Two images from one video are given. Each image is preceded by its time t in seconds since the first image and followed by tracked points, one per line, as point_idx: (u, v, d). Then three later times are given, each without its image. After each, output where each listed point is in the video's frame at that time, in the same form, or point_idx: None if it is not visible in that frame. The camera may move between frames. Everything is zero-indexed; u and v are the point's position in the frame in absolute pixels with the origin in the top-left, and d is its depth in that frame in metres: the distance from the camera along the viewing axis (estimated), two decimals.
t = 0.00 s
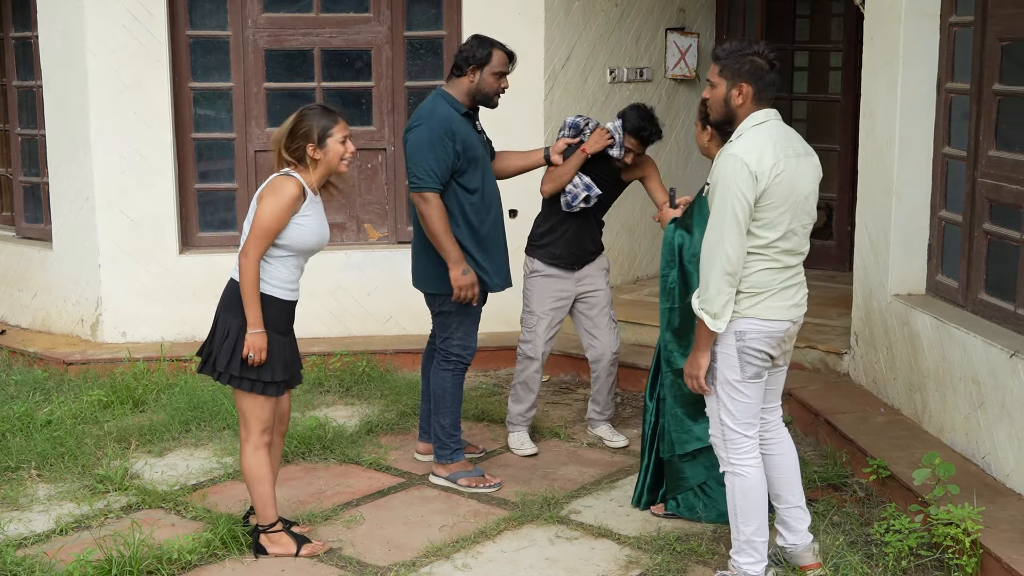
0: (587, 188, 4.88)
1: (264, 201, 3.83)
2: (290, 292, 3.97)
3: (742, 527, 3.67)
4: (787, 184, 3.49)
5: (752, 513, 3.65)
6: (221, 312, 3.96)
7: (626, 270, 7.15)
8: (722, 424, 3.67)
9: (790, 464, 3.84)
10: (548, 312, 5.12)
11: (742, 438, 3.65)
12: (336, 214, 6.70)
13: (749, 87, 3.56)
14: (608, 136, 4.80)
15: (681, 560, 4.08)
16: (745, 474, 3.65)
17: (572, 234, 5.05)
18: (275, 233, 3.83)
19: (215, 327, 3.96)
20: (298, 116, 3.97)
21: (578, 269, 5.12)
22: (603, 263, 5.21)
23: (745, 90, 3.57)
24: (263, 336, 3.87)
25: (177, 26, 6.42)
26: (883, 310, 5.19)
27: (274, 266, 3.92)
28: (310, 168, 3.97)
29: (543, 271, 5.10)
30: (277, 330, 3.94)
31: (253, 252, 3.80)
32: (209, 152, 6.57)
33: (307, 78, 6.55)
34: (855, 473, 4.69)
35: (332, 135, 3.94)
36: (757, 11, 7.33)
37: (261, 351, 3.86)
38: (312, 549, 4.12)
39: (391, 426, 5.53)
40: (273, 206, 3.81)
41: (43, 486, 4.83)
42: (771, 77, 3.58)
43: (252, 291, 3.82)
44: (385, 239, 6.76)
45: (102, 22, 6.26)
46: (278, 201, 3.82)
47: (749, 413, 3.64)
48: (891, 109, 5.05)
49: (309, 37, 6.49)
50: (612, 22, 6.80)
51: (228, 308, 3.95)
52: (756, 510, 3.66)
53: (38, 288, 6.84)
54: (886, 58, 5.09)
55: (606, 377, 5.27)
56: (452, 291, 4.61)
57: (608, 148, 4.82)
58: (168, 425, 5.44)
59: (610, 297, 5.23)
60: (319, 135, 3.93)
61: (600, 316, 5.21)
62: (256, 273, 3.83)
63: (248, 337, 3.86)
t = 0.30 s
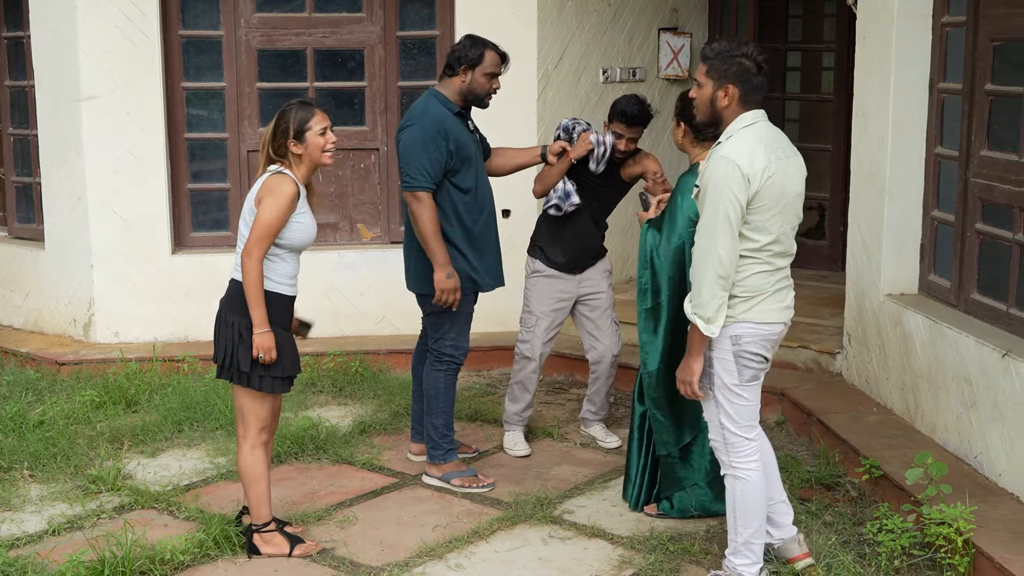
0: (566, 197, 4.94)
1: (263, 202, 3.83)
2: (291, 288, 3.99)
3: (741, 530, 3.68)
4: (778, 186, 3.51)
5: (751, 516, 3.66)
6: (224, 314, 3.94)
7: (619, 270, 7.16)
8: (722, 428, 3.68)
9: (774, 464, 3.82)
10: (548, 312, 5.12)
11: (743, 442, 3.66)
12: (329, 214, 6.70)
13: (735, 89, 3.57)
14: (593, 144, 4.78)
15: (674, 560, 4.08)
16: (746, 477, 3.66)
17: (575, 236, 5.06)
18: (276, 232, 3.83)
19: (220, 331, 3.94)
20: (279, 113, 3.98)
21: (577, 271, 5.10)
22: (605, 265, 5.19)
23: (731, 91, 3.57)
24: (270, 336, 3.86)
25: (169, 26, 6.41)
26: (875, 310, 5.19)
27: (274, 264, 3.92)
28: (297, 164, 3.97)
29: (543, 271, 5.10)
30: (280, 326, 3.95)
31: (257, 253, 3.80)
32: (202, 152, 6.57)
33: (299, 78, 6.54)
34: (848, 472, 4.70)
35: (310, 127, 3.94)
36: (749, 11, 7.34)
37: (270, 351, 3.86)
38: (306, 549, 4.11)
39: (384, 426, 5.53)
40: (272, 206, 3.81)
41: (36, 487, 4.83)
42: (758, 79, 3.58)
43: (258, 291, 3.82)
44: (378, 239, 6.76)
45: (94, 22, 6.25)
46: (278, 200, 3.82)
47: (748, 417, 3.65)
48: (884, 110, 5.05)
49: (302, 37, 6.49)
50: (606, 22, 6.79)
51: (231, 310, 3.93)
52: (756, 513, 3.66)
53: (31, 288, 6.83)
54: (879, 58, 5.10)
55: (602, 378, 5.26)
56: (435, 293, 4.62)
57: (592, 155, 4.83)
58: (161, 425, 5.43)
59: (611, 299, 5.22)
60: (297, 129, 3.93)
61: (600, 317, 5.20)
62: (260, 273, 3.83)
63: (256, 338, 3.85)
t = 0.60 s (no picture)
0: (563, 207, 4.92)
1: (243, 198, 3.84)
2: (271, 285, 3.97)
3: (735, 531, 3.68)
4: (772, 188, 3.52)
5: (746, 517, 3.66)
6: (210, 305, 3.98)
7: (613, 270, 7.16)
8: (717, 430, 3.68)
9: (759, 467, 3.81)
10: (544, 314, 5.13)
11: (737, 443, 3.66)
12: (324, 214, 6.69)
13: (724, 89, 3.57)
14: (587, 161, 4.77)
15: (667, 560, 4.08)
16: (741, 479, 3.66)
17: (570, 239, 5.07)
18: (255, 229, 3.84)
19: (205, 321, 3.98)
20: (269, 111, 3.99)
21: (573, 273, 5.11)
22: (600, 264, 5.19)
23: (720, 92, 3.57)
24: (239, 333, 3.86)
25: (164, 26, 6.40)
26: (869, 310, 5.19)
27: (255, 260, 3.92)
28: (282, 163, 3.96)
29: (539, 273, 5.11)
30: (256, 320, 3.93)
31: (233, 249, 3.81)
32: (196, 152, 6.56)
33: (294, 78, 6.54)
34: (842, 472, 4.70)
35: (294, 126, 3.93)
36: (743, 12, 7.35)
37: (236, 347, 3.85)
38: (300, 549, 4.11)
39: (378, 426, 5.53)
40: (252, 203, 3.82)
41: (29, 487, 4.82)
42: (747, 81, 3.58)
43: (231, 287, 3.83)
44: (372, 239, 6.75)
45: (88, 22, 6.24)
46: (258, 197, 3.83)
47: (742, 418, 3.66)
48: (878, 110, 5.06)
49: (296, 37, 6.48)
50: (600, 21, 6.80)
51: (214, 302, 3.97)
52: (750, 514, 3.66)
53: (25, 287, 6.82)
54: (873, 58, 5.10)
55: (597, 377, 5.27)
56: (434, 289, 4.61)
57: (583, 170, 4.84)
58: (155, 425, 5.43)
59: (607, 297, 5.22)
60: (282, 128, 3.93)
61: (595, 316, 5.20)
62: (235, 269, 3.83)
63: (224, 332, 3.85)
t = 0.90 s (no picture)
0: (546, 196, 4.92)
1: (232, 196, 3.85)
2: (259, 286, 3.96)
3: (735, 531, 3.68)
4: (770, 186, 3.52)
5: (745, 517, 3.66)
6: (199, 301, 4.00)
7: (613, 270, 7.15)
8: (717, 429, 3.68)
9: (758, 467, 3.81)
10: (535, 311, 5.13)
11: (737, 443, 3.66)
12: (324, 214, 6.69)
13: (716, 88, 3.58)
14: (573, 146, 4.80)
15: (667, 560, 4.08)
16: (740, 479, 3.66)
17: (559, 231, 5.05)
18: (241, 228, 3.84)
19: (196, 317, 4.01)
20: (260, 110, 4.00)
21: (562, 266, 5.08)
22: (593, 261, 5.18)
23: (711, 91, 3.58)
24: (213, 329, 3.87)
25: (163, 26, 6.40)
26: (869, 310, 5.19)
27: (242, 259, 3.92)
28: (275, 162, 3.95)
29: (530, 270, 5.11)
30: (236, 315, 3.92)
31: (218, 246, 3.82)
32: (196, 152, 6.56)
33: (293, 78, 6.54)
34: (842, 472, 4.70)
35: (286, 124, 3.94)
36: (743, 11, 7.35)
37: (208, 344, 3.86)
38: (286, 547, 4.12)
39: (378, 426, 5.53)
40: (240, 202, 3.83)
41: (29, 486, 4.82)
42: (739, 81, 3.61)
43: (212, 283, 3.84)
44: (372, 239, 6.75)
45: (87, 21, 6.24)
46: (246, 196, 3.83)
47: (742, 418, 3.65)
48: (878, 111, 5.05)
49: (296, 36, 6.48)
50: (599, 21, 6.79)
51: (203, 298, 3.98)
52: (750, 514, 3.66)
53: (24, 287, 6.82)
54: (872, 58, 5.10)
55: (591, 376, 5.27)
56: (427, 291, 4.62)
57: (567, 157, 4.85)
58: (155, 425, 5.43)
59: (598, 295, 5.22)
60: (274, 127, 3.93)
61: (586, 314, 5.20)
62: (219, 267, 3.84)
63: (199, 327, 3.86)
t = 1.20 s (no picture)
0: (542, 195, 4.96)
1: (224, 200, 3.85)
2: (258, 287, 3.98)
3: (733, 531, 3.68)
4: (764, 184, 3.53)
5: (743, 517, 3.66)
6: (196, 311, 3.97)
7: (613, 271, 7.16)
8: (715, 428, 3.67)
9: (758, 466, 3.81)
10: (543, 313, 5.12)
11: (735, 443, 3.66)
12: (325, 214, 6.70)
13: (707, 90, 3.59)
14: (567, 145, 4.80)
15: (668, 560, 4.08)
16: (737, 478, 3.66)
17: (560, 232, 5.06)
18: (237, 231, 3.84)
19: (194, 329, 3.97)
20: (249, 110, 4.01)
21: (568, 265, 5.09)
22: (603, 263, 5.17)
23: (704, 93, 3.59)
24: (228, 335, 3.87)
25: (164, 26, 6.40)
26: (870, 310, 5.19)
27: (240, 263, 3.93)
28: (265, 161, 3.97)
29: (541, 272, 5.11)
30: (242, 319, 3.94)
31: (217, 251, 3.82)
32: (197, 152, 6.57)
33: (295, 78, 6.54)
34: (843, 473, 4.70)
35: (275, 122, 3.94)
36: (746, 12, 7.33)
37: (227, 350, 3.86)
38: (254, 550, 4.12)
39: (379, 426, 5.53)
40: (233, 205, 3.83)
41: (30, 487, 4.82)
42: (731, 84, 3.61)
43: (217, 289, 3.83)
44: (373, 239, 6.75)
45: (88, 21, 6.24)
46: (239, 199, 3.83)
47: (742, 417, 3.65)
48: (880, 111, 5.05)
49: (298, 37, 6.49)
50: (601, 22, 6.74)
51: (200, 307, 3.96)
52: (747, 513, 3.66)
53: (26, 287, 6.82)
54: (873, 58, 5.10)
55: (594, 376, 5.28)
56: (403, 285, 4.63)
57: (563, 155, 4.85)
58: (156, 425, 5.43)
59: (607, 298, 5.20)
60: (263, 126, 3.94)
61: (593, 316, 5.19)
62: (220, 272, 3.84)
63: (213, 335, 3.86)
